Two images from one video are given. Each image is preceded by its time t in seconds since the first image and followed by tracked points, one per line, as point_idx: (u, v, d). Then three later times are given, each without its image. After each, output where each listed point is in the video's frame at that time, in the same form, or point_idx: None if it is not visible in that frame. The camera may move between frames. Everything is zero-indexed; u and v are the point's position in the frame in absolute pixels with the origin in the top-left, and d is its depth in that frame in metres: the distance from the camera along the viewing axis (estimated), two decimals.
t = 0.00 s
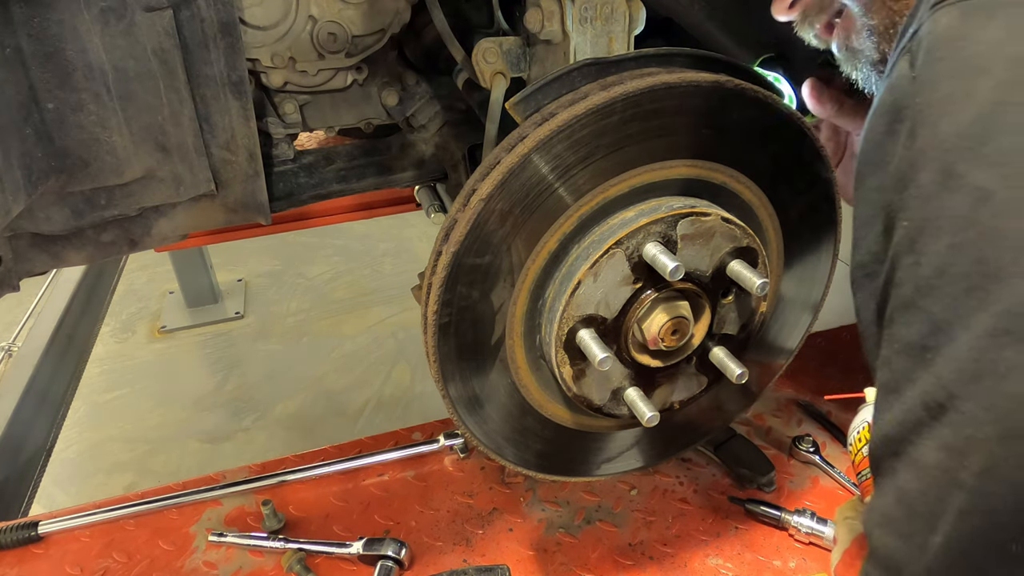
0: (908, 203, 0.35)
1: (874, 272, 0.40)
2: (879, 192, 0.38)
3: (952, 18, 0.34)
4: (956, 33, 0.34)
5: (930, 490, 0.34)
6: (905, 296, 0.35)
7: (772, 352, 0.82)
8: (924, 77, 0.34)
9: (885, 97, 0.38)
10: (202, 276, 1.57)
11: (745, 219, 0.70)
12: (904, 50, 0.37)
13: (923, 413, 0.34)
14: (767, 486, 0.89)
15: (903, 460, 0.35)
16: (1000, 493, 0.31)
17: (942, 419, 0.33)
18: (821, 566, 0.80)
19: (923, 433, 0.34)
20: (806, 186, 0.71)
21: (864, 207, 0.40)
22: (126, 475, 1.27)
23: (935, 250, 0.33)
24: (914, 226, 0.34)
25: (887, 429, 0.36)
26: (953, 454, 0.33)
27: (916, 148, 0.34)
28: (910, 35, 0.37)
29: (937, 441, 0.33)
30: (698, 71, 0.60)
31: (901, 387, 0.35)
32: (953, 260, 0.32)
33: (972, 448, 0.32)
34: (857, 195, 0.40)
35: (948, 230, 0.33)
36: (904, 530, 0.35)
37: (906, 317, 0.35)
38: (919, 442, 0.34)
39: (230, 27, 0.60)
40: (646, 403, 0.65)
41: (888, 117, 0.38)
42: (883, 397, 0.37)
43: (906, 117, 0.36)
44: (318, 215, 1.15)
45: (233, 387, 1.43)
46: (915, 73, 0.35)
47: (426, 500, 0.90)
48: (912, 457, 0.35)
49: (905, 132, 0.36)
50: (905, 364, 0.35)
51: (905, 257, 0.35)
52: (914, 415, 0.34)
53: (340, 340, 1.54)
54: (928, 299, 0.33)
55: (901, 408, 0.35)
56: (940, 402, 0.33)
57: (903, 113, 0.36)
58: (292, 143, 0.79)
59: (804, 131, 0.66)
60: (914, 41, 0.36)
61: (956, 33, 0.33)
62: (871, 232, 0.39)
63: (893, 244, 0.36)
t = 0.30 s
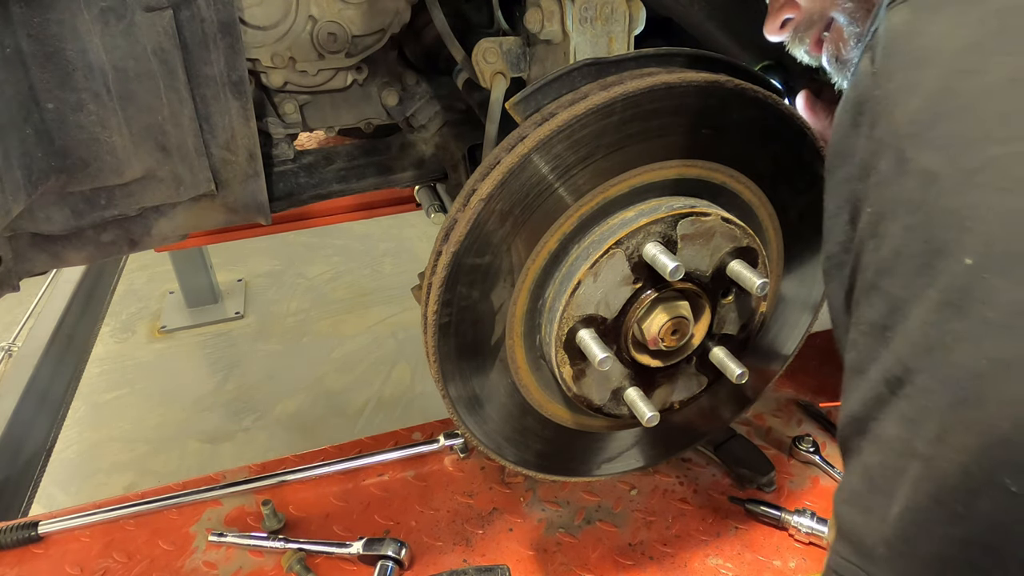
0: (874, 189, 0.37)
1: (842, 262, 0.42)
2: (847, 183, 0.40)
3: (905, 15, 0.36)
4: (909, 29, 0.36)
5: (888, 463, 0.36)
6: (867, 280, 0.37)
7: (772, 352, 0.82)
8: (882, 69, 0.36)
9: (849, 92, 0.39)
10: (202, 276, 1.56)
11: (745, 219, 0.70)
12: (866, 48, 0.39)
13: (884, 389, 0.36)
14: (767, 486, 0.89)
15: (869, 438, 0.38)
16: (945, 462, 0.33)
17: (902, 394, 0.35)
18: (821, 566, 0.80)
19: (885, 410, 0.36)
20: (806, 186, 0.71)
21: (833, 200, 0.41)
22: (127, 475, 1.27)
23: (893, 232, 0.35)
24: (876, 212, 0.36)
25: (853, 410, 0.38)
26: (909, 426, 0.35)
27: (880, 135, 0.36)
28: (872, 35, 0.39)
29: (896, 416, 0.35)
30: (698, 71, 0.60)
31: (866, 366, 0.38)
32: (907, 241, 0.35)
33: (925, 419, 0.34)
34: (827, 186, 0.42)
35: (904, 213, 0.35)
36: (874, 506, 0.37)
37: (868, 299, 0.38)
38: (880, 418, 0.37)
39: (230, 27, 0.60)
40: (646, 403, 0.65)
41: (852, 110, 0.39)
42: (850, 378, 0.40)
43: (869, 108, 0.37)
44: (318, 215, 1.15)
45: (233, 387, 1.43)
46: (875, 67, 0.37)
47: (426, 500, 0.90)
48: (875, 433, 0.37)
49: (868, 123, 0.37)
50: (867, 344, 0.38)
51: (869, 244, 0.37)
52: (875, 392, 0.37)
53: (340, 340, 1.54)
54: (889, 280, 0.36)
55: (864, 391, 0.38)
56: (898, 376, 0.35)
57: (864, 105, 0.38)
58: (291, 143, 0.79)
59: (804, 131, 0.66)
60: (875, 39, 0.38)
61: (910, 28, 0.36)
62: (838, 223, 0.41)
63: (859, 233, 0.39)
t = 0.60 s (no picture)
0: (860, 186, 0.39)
1: (822, 257, 0.43)
2: (824, 181, 0.41)
3: (873, 17, 0.37)
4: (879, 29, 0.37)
5: (863, 447, 0.37)
6: (843, 272, 0.39)
7: (772, 353, 0.82)
8: (853, 70, 0.38)
9: (825, 91, 0.41)
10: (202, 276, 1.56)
11: (745, 220, 0.70)
12: (840, 49, 0.40)
13: (857, 376, 0.38)
14: (767, 486, 0.89)
15: (845, 425, 0.39)
16: (912, 444, 0.35)
17: (872, 379, 0.37)
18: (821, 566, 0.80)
19: (859, 396, 0.38)
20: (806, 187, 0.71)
21: (810, 195, 0.43)
22: (127, 475, 1.27)
23: (864, 224, 0.37)
24: (850, 206, 0.38)
25: (830, 398, 0.40)
26: (878, 409, 0.36)
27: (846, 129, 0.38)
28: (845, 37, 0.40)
29: (869, 402, 0.37)
30: (698, 71, 0.60)
31: (842, 357, 0.40)
32: (876, 233, 0.36)
33: (892, 402, 0.35)
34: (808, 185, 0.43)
35: (872, 206, 0.37)
36: (856, 492, 0.38)
37: (844, 289, 0.39)
38: (855, 404, 0.38)
39: (230, 27, 0.60)
40: (646, 403, 0.65)
41: (828, 110, 0.40)
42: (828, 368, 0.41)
43: (843, 106, 0.39)
44: (318, 215, 1.15)
45: (233, 387, 1.43)
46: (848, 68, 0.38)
47: (426, 500, 0.90)
48: (849, 420, 0.39)
49: (841, 121, 0.39)
50: (844, 334, 0.39)
51: (843, 236, 0.39)
52: (849, 380, 0.38)
53: (340, 340, 1.54)
54: (861, 271, 0.38)
55: (841, 378, 0.39)
56: (869, 364, 0.37)
57: (838, 105, 0.39)
58: (291, 143, 0.79)
59: (804, 131, 0.66)
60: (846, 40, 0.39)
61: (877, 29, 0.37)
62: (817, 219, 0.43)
63: (835, 227, 0.41)
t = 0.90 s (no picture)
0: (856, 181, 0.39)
1: (832, 252, 0.41)
2: (837, 173, 0.39)
3: (891, 6, 0.36)
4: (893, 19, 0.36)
5: (879, 445, 0.36)
6: (857, 267, 0.37)
7: (772, 353, 0.82)
8: (869, 59, 0.36)
9: (838, 84, 0.39)
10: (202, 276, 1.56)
11: (745, 220, 0.70)
12: (855, 42, 0.39)
13: (873, 372, 0.36)
14: (767, 486, 0.89)
15: (858, 423, 0.38)
16: (934, 441, 0.34)
17: (890, 375, 0.35)
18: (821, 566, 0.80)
19: (874, 393, 0.37)
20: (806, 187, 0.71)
21: (822, 189, 0.41)
22: (127, 475, 1.27)
23: (880, 217, 0.35)
24: (864, 198, 0.36)
25: (843, 395, 0.39)
26: (897, 406, 0.35)
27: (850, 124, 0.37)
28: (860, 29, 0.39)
29: (885, 398, 0.36)
30: (698, 71, 0.60)
31: (856, 353, 0.38)
32: (895, 226, 0.35)
33: (912, 399, 0.34)
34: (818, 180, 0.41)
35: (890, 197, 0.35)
36: (873, 490, 0.37)
37: (858, 284, 0.37)
38: (870, 401, 0.37)
39: (230, 27, 0.60)
40: (646, 403, 0.65)
41: (840, 103, 0.39)
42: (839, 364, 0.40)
43: (857, 97, 0.37)
44: (318, 215, 1.15)
45: (233, 387, 1.43)
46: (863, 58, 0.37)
47: (426, 500, 0.90)
48: (864, 418, 0.37)
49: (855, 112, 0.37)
50: (857, 330, 0.38)
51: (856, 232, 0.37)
52: (864, 376, 0.37)
53: (340, 340, 1.54)
54: (877, 265, 0.36)
55: (855, 374, 0.38)
56: (887, 359, 0.35)
57: (852, 96, 0.37)
58: (291, 143, 0.79)
59: (805, 131, 0.66)
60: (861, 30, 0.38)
61: (895, 19, 0.36)
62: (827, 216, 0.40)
63: (848, 222, 0.39)
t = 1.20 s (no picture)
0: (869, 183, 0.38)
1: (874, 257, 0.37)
2: (881, 177, 0.36)
3: None
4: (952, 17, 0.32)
5: (936, 467, 0.33)
6: (906, 275, 0.34)
7: (771, 352, 0.82)
8: (925, 57, 0.33)
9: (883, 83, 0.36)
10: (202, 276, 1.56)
11: (745, 220, 0.70)
12: (903, 36, 0.35)
13: (927, 389, 0.33)
14: (767, 486, 0.89)
15: (907, 440, 0.35)
16: (1003, 466, 0.31)
17: (950, 395, 0.32)
18: (821, 566, 0.80)
19: (929, 411, 0.33)
20: (806, 187, 0.71)
21: (864, 194, 0.37)
22: (126, 475, 1.27)
23: (937, 225, 0.32)
24: (917, 205, 0.33)
25: (889, 410, 0.35)
26: (957, 427, 0.32)
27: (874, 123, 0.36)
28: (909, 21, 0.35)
29: (942, 419, 0.33)
30: (698, 71, 0.60)
31: (905, 367, 0.35)
32: (956, 234, 0.32)
33: (978, 421, 0.31)
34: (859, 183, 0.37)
35: (951, 204, 0.32)
36: (931, 515, 0.34)
37: (906, 294, 0.34)
38: (925, 420, 0.34)
39: (230, 27, 0.60)
40: (646, 403, 0.65)
41: (888, 103, 0.35)
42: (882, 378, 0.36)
43: (909, 97, 0.34)
44: (318, 215, 1.15)
45: (233, 388, 1.43)
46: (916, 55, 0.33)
47: (426, 500, 0.90)
48: (917, 436, 0.34)
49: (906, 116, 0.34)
50: (905, 342, 0.34)
51: (906, 239, 0.34)
52: (917, 393, 0.34)
53: (340, 340, 1.54)
54: (932, 274, 0.33)
55: (903, 391, 0.35)
56: (946, 376, 0.32)
57: (903, 96, 0.34)
58: (292, 143, 0.79)
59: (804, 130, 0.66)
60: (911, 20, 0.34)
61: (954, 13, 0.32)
62: (873, 219, 0.36)
63: (895, 230, 0.35)
